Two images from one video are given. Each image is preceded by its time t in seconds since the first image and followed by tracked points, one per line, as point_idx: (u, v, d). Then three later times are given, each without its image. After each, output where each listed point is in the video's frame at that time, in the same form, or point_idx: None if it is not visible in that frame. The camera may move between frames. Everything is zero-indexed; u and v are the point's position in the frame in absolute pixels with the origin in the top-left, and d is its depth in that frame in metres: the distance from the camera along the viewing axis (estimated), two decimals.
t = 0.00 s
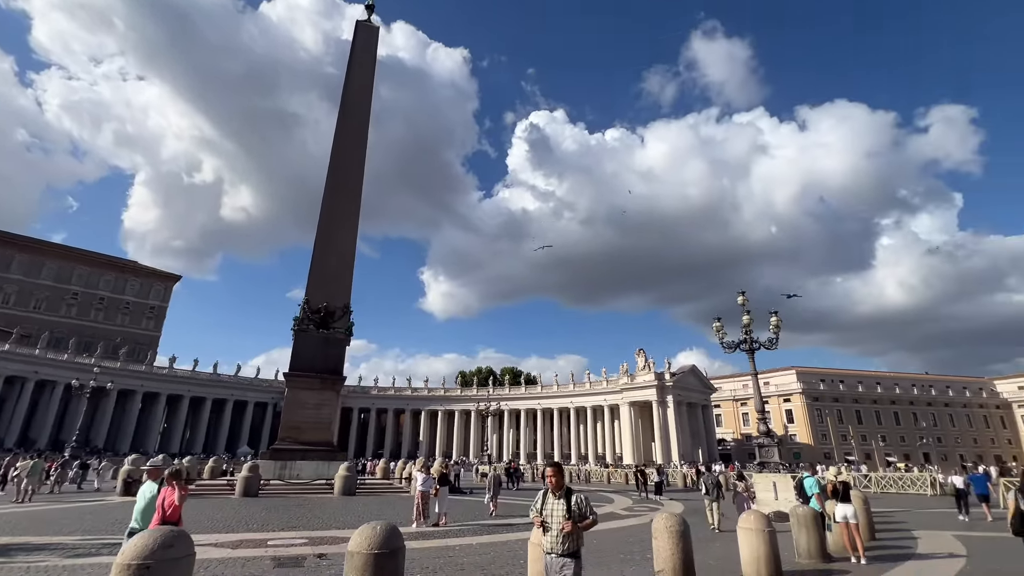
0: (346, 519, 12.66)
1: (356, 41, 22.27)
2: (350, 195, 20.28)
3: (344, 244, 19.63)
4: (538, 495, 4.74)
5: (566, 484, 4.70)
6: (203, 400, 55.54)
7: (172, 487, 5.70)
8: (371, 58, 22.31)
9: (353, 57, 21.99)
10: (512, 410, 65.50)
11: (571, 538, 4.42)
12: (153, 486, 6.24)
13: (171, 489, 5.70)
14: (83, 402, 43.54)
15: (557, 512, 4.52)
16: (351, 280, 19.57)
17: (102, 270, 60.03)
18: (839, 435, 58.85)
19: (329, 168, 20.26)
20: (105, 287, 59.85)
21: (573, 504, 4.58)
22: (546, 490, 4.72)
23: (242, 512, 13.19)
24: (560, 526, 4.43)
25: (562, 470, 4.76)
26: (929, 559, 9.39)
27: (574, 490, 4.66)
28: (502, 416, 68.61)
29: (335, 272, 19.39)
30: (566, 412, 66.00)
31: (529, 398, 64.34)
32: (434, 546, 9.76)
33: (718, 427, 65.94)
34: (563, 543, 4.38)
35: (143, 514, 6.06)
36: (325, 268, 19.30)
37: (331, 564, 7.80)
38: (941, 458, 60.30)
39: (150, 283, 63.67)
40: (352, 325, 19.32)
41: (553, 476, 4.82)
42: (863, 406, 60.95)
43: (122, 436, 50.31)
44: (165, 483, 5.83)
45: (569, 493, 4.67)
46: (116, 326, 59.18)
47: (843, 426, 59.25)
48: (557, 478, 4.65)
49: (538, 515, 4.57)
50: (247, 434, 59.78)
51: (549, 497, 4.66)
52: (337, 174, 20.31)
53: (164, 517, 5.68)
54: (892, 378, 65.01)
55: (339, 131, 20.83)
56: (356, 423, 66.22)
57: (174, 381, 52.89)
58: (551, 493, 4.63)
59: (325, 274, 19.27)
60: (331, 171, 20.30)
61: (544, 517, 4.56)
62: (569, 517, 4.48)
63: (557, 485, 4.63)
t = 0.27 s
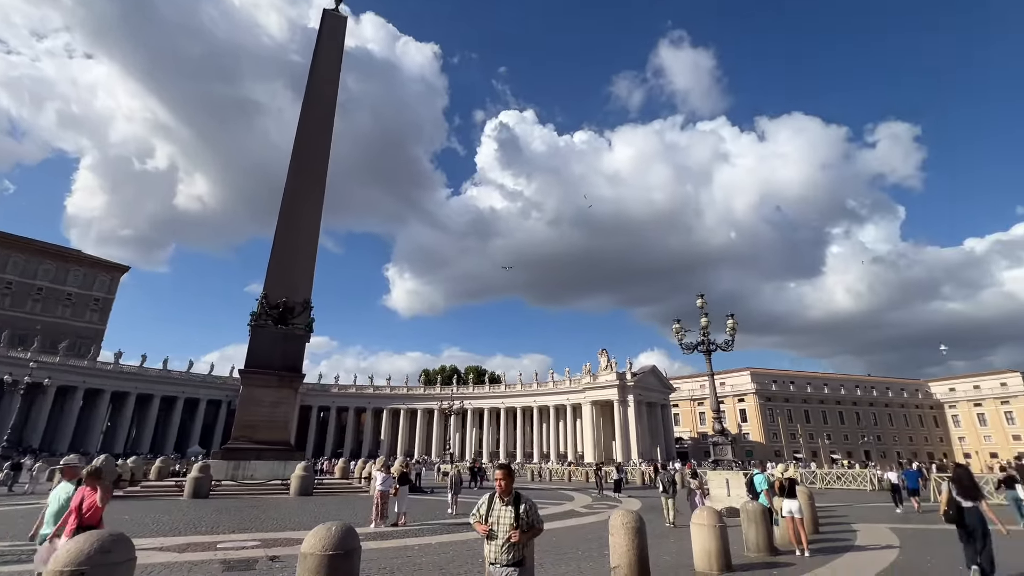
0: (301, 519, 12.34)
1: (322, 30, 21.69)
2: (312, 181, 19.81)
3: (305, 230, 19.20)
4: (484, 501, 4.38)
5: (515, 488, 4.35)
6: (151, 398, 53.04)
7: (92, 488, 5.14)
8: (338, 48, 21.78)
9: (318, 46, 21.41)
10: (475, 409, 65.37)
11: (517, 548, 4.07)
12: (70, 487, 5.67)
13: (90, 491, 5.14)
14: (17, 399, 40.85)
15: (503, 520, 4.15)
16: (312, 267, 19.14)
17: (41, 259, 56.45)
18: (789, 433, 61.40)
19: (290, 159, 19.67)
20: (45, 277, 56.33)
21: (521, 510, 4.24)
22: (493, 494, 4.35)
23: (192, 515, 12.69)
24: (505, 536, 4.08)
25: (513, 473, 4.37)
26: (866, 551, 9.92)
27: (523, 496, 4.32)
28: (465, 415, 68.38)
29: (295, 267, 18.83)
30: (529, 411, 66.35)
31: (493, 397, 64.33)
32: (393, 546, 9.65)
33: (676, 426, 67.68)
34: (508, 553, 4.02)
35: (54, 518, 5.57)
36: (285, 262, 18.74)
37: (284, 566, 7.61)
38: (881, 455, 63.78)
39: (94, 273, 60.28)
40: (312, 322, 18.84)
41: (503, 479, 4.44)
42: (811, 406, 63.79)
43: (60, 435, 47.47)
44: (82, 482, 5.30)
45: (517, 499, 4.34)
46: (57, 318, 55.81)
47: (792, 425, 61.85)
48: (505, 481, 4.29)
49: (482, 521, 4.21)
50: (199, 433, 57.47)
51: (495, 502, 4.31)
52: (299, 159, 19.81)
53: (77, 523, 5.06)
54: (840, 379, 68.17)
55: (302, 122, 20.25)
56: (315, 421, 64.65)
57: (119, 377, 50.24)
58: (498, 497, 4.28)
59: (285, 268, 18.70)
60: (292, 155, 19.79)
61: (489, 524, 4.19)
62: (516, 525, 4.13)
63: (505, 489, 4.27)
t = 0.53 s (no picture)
0: (253, 521, 11.95)
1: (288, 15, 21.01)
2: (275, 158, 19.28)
3: (266, 207, 18.65)
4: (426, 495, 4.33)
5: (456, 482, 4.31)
6: (92, 394, 50.17)
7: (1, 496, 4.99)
8: (304, 35, 21.14)
9: (283, 32, 20.71)
10: (437, 407, 64.84)
11: (456, 546, 4.02)
12: None
13: None
14: None
15: (443, 516, 4.11)
16: (272, 244, 18.56)
17: None
18: (741, 432, 63.66)
19: (250, 148, 18.97)
20: None
21: (462, 506, 4.20)
22: (435, 490, 4.31)
23: (135, 517, 12.10)
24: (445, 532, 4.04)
25: (455, 467, 4.33)
26: (809, 544, 10.41)
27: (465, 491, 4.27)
28: (427, 414, 67.74)
29: (252, 259, 18.18)
30: (492, 409, 66.32)
31: (455, 395, 63.96)
32: (349, 547, 9.48)
33: (635, 425, 69.08)
34: (445, 551, 3.98)
35: None
36: (241, 254, 18.06)
37: (232, 568, 7.37)
38: (825, 453, 66.96)
39: (30, 261, 56.50)
40: (270, 317, 18.26)
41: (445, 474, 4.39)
42: (763, 406, 66.35)
43: None
44: None
45: (459, 495, 4.29)
46: None
47: (744, 424, 64.15)
48: (446, 477, 4.24)
49: (423, 519, 4.16)
50: (144, 431, 54.78)
51: (436, 499, 4.26)
52: (261, 141, 19.22)
53: None
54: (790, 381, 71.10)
55: (264, 109, 19.56)
56: (270, 420, 62.63)
57: (58, 373, 47.40)
58: (439, 493, 4.24)
59: (241, 261, 18.03)
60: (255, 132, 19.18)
61: (428, 520, 4.15)
62: (456, 522, 4.08)
63: (446, 484, 4.23)
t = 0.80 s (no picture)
0: (199, 523, 11.48)
1: None
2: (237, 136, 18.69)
3: (226, 186, 18.07)
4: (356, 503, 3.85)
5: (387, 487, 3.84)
6: (26, 390, 47.06)
7: None
8: (267, 18, 20.39)
9: (245, 13, 19.90)
10: (398, 406, 64.01)
11: (386, 563, 3.51)
12: None
13: None
14: None
15: (368, 529, 3.61)
16: (232, 226, 17.92)
17: None
18: (696, 432, 65.59)
19: (208, 134, 18.21)
20: None
21: (390, 515, 3.69)
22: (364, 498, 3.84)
23: (70, 521, 11.41)
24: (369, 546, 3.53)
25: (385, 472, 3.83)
26: (757, 540, 10.81)
27: (398, 497, 3.79)
28: (387, 412, 66.77)
29: (207, 250, 17.44)
30: (453, 408, 65.97)
31: (417, 394, 63.29)
32: (300, 550, 9.17)
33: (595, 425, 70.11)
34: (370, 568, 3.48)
35: None
36: (195, 244, 17.30)
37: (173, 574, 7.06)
38: (774, 452, 69.81)
39: None
40: (223, 311, 17.56)
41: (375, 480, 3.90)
42: (717, 407, 68.58)
43: None
44: None
45: (389, 502, 3.78)
46: None
47: (699, 424, 66.11)
48: (374, 482, 3.76)
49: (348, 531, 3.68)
50: (84, 429, 51.81)
51: (364, 508, 3.78)
52: (218, 126, 18.44)
53: None
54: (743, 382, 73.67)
55: (223, 94, 18.79)
56: (222, 418, 60.32)
57: None
58: (366, 501, 3.74)
59: (195, 251, 17.27)
60: (217, 106, 18.58)
61: (354, 534, 3.66)
62: (383, 534, 3.59)
63: (375, 489, 3.75)
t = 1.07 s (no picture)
0: (140, 526, 10.91)
1: None
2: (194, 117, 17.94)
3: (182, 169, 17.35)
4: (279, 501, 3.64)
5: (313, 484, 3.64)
6: None
7: None
8: None
9: None
10: (357, 405, 62.81)
11: (309, 564, 3.33)
12: None
13: None
14: None
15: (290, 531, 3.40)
16: (187, 211, 17.19)
17: None
18: (654, 432, 67.09)
19: (161, 118, 17.36)
20: None
21: (318, 512, 3.50)
22: (287, 495, 3.63)
23: None
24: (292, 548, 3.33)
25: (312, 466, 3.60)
26: (707, 537, 11.15)
27: (324, 494, 3.60)
28: (346, 411, 65.41)
29: (157, 240, 16.61)
30: (414, 408, 65.25)
31: (377, 393, 62.26)
32: (248, 552, 8.82)
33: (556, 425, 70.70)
34: (289, 570, 3.29)
35: None
36: (145, 233, 16.45)
37: None
38: (727, 452, 72.19)
39: None
40: (173, 304, 16.78)
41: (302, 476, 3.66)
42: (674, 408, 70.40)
43: None
44: None
45: (315, 499, 3.57)
46: None
47: (657, 425, 67.67)
48: (299, 478, 3.54)
49: (266, 532, 3.47)
50: (15, 427, 48.48)
51: (289, 506, 3.57)
52: (173, 110, 17.61)
53: None
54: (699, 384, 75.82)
55: (179, 76, 17.96)
56: (169, 415, 57.55)
57: None
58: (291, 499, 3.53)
59: (144, 241, 16.43)
60: (172, 87, 17.79)
61: (274, 534, 3.46)
62: (308, 533, 3.39)
63: (299, 486, 3.54)
